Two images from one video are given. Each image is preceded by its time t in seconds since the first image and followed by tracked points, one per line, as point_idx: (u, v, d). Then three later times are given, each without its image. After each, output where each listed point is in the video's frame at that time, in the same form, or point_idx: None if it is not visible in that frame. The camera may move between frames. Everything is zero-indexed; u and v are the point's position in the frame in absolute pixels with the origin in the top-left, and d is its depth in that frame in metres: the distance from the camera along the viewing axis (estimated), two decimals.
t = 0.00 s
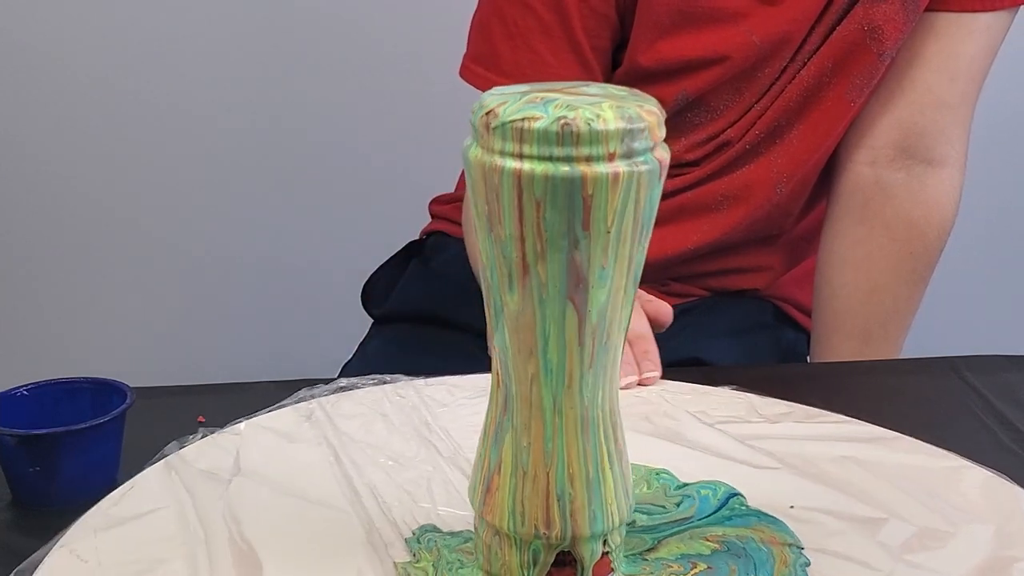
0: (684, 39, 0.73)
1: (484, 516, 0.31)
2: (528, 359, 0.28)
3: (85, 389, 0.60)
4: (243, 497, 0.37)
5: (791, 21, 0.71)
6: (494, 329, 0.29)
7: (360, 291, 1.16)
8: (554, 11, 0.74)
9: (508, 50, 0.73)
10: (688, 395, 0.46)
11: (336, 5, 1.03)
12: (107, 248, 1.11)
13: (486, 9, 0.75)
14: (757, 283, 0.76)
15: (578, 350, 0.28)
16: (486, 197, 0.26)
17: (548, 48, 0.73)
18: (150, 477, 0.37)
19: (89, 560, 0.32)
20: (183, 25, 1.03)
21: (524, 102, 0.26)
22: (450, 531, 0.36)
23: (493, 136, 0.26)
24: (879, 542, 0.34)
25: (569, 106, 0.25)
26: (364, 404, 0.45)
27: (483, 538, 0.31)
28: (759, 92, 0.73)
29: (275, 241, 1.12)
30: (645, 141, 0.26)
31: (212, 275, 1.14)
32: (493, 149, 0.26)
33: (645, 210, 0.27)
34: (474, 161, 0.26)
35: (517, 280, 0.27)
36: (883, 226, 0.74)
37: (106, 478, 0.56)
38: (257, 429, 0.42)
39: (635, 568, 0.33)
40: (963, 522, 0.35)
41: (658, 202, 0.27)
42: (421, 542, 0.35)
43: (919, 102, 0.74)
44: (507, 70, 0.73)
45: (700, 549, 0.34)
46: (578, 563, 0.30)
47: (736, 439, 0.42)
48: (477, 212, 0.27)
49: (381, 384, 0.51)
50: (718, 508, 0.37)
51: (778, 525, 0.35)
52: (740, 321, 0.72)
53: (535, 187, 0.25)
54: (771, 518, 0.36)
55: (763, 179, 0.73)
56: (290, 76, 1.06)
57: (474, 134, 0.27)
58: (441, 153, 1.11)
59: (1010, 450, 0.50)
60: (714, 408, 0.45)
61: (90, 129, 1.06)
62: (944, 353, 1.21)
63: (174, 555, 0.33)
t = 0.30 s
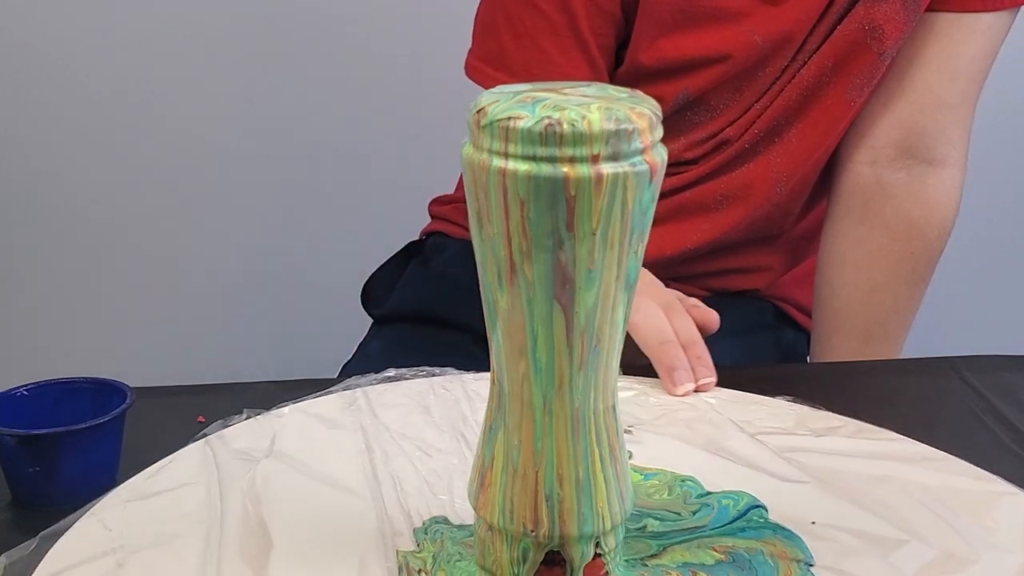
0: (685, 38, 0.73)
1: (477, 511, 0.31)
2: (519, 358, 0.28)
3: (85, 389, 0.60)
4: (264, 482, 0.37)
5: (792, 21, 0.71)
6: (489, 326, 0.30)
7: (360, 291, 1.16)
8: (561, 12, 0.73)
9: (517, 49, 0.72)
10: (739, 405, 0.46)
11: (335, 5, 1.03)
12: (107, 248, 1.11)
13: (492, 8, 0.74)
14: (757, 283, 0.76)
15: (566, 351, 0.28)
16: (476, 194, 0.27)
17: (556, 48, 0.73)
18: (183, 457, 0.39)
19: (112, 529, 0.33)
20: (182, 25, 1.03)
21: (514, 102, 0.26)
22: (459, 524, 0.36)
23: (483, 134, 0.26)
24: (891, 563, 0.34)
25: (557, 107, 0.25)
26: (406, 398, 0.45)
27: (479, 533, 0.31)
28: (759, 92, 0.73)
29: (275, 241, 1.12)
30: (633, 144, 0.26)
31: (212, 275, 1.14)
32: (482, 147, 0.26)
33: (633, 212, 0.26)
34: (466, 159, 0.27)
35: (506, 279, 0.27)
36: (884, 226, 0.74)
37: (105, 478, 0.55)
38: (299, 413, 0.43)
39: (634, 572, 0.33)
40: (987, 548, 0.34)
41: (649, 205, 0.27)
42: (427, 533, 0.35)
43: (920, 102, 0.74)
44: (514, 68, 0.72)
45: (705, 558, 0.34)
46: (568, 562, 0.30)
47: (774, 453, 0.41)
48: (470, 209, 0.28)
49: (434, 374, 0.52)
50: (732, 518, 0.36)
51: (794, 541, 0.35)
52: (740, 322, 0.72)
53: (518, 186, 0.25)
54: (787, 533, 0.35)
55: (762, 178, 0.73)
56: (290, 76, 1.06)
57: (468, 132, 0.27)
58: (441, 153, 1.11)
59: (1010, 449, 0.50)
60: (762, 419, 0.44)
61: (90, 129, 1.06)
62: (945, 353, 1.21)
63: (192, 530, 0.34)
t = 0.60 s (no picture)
0: (687, 37, 0.73)
1: (473, 504, 0.32)
2: (508, 355, 0.29)
3: (85, 389, 0.60)
4: (294, 461, 0.40)
5: (794, 21, 0.71)
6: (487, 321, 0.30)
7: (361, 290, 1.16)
8: (568, 9, 0.73)
9: (525, 48, 0.72)
10: (793, 420, 0.45)
11: (335, 4, 1.03)
12: (108, 248, 1.11)
13: (498, 4, 0.73)
14: (759, 284, 0.76)
15: (553, 350, 0.28)
16: (467, 191, 0.27)
17: (563, 45, 0.72)
18: (228, 434, 0.42)
19: (148, 496, 0.37)
20: (183, 25, 1.03)
21: (505, 101, 0.26)
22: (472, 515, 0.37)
23: (473, 131, 0.27)
24: None
25: (543, 107, 0.26)
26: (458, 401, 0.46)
27: (477, 525, 0.32)
28: (761, 92, 0.73)
29: (276, 240, 1.12)
30: (619, 146, 0.26)
31: (213, 275, 1.14)
32: (472, 145, 0.27)
33: (618, 215, 0.26)
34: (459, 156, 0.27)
35: (495, 275, 0.28)
36: (885, 226, 0.74)
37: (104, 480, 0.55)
38: (350, 399, 0.45)
39: None
40: None
41: (638, 209, 0.27)
42: (439, 524, 0.36)
43: (921, 102, 0.74)
44: (521, 66, 0.72)
45: (708, 570, 0.34)
46: (557, 562, 0.31)
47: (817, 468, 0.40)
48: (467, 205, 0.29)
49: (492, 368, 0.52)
50: (749, 530, 0.36)
51: (808, 561, 0.34)
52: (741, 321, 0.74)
53: (500, 185, 0.26)
54: (803, 552, 0.34)
55: (763, 178, 0.73)
56: (290, 75, 1.06)
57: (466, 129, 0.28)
58: (441, 152, 1.11)
59: (1010, 449, 0.50)
60: (812, 434, 0.43)
61: (90, 129, 1.06)
62: (946, 353, 1.21)
63: (219, 500, 0.37)
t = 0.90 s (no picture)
0: (689, 39, 0.72)
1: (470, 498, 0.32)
2: (500, 352, 0.30)
3: (85, 390, 0.60)
4: (328, 448, 0.41)
5: (797, 22, 0.71)
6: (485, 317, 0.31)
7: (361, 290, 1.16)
8: (580, 9, 0.72)
9: (539, 51, 0.71)
10: (844, 436, 0.44)
11: (335, 4, 1.03)
12: (108, 248, 1.12)
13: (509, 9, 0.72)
14: (761, 284, 0.76)
15: (542, 350, 0.29)
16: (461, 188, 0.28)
17: (578, 46, 0.71)
18: (273, 416, 0.44)
19: (183, 471, 0.39)
20: (183, 25, 1.03)
21: (497, 100, 0.27)
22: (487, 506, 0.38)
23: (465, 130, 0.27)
24: None
25: (531, 107, 0.26)
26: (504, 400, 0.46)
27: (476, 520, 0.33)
28: (762, 93, 0.73)
29: (276, 240, 1.12)
30: (605, 148, 0.26)
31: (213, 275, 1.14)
32: (465, 143, 0.27)
33: (604, 217, 0.27)
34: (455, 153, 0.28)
35: (487, 273, 0.29)
36: (886, 227, 0.74)
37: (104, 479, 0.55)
38: (398, 389, 0.47)
39: None
40: None
41: (626, 212, 0.27)
42: (451, 516, 0.37)
43: (922, 102, 0.74)
44: (536, 70, 0.71)
45: None
46: (546, 561, 0.31)
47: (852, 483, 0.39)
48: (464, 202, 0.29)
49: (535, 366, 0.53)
50: (763, 542, 0.35)
51: None
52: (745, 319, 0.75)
53: (487, 183, 0.27)
54: (812, 567, 0.34)
55: (763, 178, 0.73)
56: (290, 75, 1.06)
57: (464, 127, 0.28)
58: (441, 152, 1.11)
59: (1010, 449, 0.50)
60: (857, 451, 0.42)
61: (90, 129, 1.06)
62: (946, 353, 1.21)
63: (245, 480, 0.39)
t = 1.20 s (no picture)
0: (692, 41, 0.71)
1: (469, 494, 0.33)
2: (494, 349, 0.30)
3: (85, 390, 0.60)
4: (360, 437, 0.43)
5: (800, 23, 0.71)
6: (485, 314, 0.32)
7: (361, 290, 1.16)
8: (592, 8, 0.70)
9: (551, 53, 0.69)
10: (884, 452, 0.42)
11: (335, 4, 1.03)
12: (108, 248, 1.11)
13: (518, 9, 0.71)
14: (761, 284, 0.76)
15: (533, 349, 0.29)
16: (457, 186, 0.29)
17: (591, 46, 0.70)
18: (312, 405, 0.46)
19: (217, 452, 0.42)
20: (183, 25, 1.03)
21: (491, 99, 0.27)
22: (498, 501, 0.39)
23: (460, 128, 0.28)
24: None
25: (521, 107, 0.27)
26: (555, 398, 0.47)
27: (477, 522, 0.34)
28: (764, 94, 0.73)
29: (276, 241, 1.12)
30: (591, 149, 0.26)
31: (213, 275, 1.14)
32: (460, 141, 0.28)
33: (590, 218, 0.27)
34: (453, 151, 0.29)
35: (481, 271, 0.29)
36: (887, 227, 0.74)
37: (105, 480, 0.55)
38: (439, 382, 0.49)
39: None
40: None
41: (615, 214, 0.27)
42: (462, 510, 0.38)
43: (923, 102, 0.73)
44: (549, 73, 0.69)
45: None
46: (537, 560, 0.32)
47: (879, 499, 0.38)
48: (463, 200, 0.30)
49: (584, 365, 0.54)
50: (770, 554, 0.35)
51: None
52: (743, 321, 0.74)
53: (476, 182, 0.27)
54: None
55: (764, 178, 0.73)
56: (290, 75, 1.05)
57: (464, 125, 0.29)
58: (441, 153, 1.11)
59: (1010, 449, 0.50)
60: (894, 466, 0.41)
61: (90, 129, 1.06)
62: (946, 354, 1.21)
63: (268, 468, 0.41)
